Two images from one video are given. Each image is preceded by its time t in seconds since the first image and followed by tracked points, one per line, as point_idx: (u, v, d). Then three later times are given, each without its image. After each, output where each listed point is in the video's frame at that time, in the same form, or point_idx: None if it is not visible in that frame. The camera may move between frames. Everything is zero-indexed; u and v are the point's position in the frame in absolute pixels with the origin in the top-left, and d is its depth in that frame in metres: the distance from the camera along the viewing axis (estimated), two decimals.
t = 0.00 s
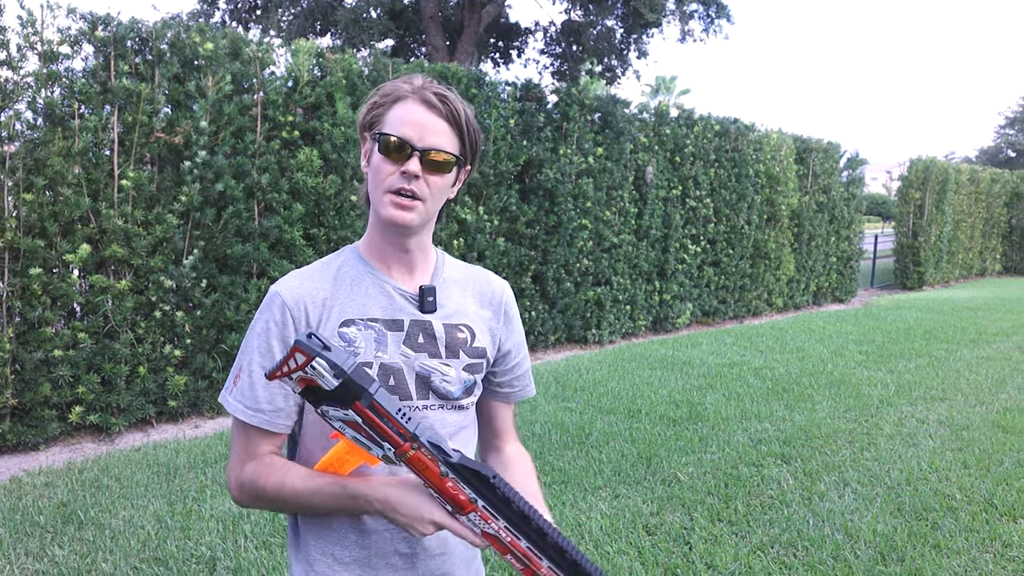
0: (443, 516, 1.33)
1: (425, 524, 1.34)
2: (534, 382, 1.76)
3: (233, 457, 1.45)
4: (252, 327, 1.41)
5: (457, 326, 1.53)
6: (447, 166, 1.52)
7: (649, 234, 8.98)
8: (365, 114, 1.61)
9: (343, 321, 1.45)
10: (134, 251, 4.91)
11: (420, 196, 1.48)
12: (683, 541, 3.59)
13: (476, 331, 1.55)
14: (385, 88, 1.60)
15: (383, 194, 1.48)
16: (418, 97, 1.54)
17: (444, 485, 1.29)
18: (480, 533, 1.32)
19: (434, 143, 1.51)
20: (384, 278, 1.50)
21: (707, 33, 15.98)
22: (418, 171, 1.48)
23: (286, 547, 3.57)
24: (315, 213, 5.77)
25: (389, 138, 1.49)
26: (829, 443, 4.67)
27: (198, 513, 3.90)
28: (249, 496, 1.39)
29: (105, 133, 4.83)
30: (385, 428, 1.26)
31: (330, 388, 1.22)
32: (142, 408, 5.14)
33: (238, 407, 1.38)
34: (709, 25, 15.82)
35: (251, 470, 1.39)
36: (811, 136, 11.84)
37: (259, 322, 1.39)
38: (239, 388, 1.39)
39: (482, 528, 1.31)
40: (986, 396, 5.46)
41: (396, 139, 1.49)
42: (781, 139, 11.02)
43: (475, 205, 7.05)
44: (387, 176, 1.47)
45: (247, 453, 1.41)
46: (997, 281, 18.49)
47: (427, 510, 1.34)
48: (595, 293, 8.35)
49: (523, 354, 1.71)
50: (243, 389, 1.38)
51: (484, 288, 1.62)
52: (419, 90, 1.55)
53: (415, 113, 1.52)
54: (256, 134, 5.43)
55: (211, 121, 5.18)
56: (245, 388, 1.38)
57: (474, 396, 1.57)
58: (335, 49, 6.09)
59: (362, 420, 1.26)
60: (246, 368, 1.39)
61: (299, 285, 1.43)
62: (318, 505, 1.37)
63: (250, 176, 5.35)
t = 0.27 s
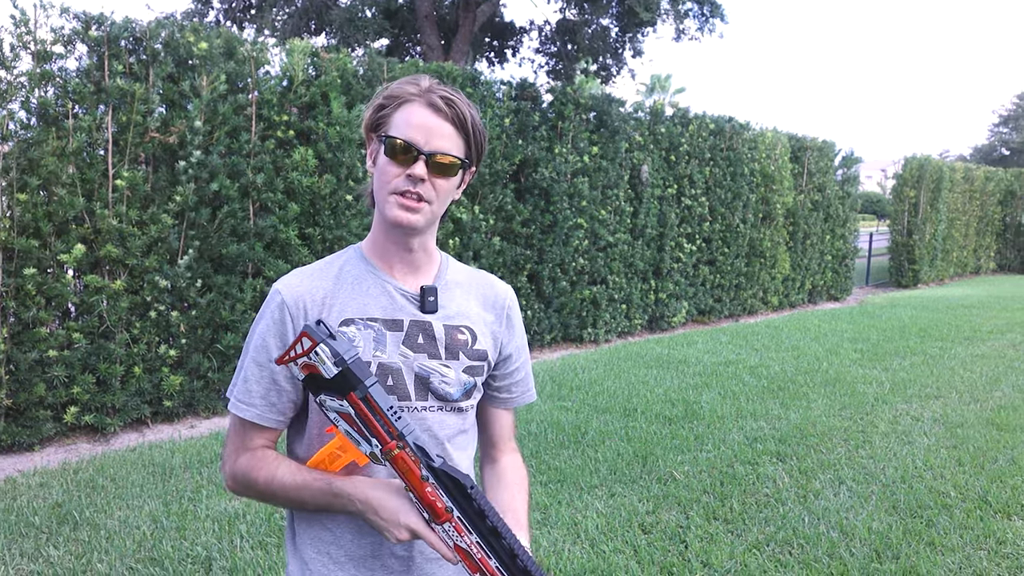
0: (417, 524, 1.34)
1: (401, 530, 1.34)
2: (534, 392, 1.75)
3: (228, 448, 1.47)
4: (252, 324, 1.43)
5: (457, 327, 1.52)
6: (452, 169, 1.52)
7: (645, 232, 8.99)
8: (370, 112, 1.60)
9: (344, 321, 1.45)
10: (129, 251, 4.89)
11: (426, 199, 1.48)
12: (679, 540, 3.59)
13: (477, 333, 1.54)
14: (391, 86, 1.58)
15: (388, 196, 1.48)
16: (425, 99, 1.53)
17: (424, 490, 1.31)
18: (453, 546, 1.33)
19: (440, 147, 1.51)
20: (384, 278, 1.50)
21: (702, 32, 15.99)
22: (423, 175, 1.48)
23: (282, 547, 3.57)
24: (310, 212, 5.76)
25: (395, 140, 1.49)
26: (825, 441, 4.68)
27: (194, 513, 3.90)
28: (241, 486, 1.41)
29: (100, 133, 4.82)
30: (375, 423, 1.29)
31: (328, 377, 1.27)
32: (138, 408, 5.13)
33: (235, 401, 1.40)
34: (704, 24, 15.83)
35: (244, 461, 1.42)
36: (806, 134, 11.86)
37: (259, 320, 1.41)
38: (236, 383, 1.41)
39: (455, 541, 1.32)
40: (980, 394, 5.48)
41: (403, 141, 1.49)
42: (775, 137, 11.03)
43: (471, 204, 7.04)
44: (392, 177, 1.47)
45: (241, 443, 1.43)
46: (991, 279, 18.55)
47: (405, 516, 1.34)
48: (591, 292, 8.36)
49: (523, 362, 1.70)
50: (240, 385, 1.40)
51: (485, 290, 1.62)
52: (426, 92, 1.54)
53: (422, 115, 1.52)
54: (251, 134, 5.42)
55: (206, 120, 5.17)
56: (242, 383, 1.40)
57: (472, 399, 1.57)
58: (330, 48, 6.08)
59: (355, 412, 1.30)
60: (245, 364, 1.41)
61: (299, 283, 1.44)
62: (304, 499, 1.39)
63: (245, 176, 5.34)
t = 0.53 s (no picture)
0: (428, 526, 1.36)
1: (408, 534, 1.35)
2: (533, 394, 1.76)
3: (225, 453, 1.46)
4: (250, 327, 1.42)
5: (456, 332, 1.53)
6: (454, 171, 1.52)
7: (643, 232, 9.00)
8: (370, 113, 1.59)
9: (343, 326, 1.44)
10: (126, 251, 4.89)
11: (428, 202, 1.48)
12: (677, 539, 3.60)
13: (476, 337, 1.55)
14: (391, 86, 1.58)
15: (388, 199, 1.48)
16: (426, 99, 1.53)
17: (437, 492, 1.33)
18: (461, 548, 1.36)
19: (442, 149, 1.51)
20: (384, 281, 1.49)
21: (699, 31, 16.00)
22: (427, 177, 1.47)
23: (281, 547, 3.57)
24: (308, 212, 5.75)
25: (395, 141, 1.49)
26: (823, 440, 4.68)
27: (192, 514, 3.89)
28: (240, 492, 1.41)
29: (97, 133, 4.81)
30: (391, 425, 1.30)
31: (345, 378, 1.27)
32: (136, 408, 5.12)
33: (231, 404, 1.39)
34: (701, 23, 15.84)
35: (242, 467, 1.41)
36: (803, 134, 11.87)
37: (257, 323, 1.40)
38: (232, 387, 1.40)
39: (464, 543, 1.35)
40: (978, 393, 5.48)
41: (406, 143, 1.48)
42: (773, 136, 11.04)
43: (468, 204, 7.04)
44: (395, 180, 1.47)
45: (240, 447, 1.42)
46: (989, 278, 18.57)
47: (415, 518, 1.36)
48: (588, 291, 8.36)
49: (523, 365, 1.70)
50: (235, 388, 1.39)
51: (485, 293, 1.62)
52: (427, 92, 1.54)
53: (423, 116, 1.51)
54: (249, 134, 5.41)
55: (203, 120, 5.16)
56: (238, 387, 1.39)
57: (471, 403, 1.58)
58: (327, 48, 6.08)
59: (370, 414, 1.31)
60: (241, 368, 1.40)
61: (297, 287, 1.43)
62: (306, 503, 1.39)
63: (243, 176, 5.34)
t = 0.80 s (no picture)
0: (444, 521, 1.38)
1: (423, 532, 1.37)
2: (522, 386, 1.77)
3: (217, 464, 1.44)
4: (240, 334, 1.40)
5: (450, 330, 1.53)
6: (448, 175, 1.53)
7: (640, 232, 9.00)
8: (355, 110, 1.53)
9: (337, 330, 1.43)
10: (123, 252, 4.88)
11: (427, 209, 1.48)
12: (675, 539, 3.61)
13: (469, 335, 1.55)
14: (378, 82, 1.53)
15: (387, 206, 1.46)
16: (420, 102, 1.51)
17: (451, 487, 1.36)
18: (477, 540, 1.39)
19: (439, 154, 1.50)
20: (377, 284, 1.49)
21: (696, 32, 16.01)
22: (426, 185, 1.47)
23: (278, 548, 3.56)
24: (305, 213, 5.74)
25: (393, 147, 1.46)
26: (819, 440, 4.68)
27: (189, 515, 3.89)
28: (237, 505, 1.39)
29: (94, 133, 4.81)
30: (400, 425, 1.33)
31: (351, 382, 1.28)
32: (132, 409, 5.11)
33: (225, 417, 1.37)
34: (698, 23, 15.85)
35: (238, 479, 1.39)
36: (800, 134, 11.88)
37: (247, 330, 1.38)
38: (225, 398, 1.38)
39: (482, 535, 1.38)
40: (974, 392, 5.49)
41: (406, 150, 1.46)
42: (770, 137, 11.05)
43: (465, 205, 7.04)
44: (395, 187, 1.45)
45: (235, 459, 1.40)
46: (985, 278, 18.60)
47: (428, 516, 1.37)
48: (585, 292, 8.37)
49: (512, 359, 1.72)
50: (229, 399, 1.37)
51: (475, 290, 1.63)
52: (421, 94, 1.51)
53: (419, 121, 1.49)
54: (245, 134, 5.40)
55: (200, 121, 5.15)
56: (230, 398, 1.38)
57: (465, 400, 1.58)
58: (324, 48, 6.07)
59: (377, 415, 1.32)
60: (233, 378, 1.38)
61: (287, 291, 1.41)
62: (311, 511, 1.40)
63: (240, 177, 5.33)
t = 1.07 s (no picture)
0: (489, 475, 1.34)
1: (472, 487, 1.32)
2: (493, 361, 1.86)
3: (229, 492, 1.34)
4: (229, 343, 1.32)
5: (438, 316, 1.59)
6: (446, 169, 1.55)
7: (637, 233, 9.01)
8: (350, 103, 1.46)
9: (334, 330, 1.42)
10: (120, 251, 4.88)
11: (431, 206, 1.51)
12: (671, 539, 3.62)
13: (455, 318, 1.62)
14: (373, 73, 1.46)
15: (397, 208, 1.46)
16: (423, 98, 1.48)
17: (480, 441, 1.31)
18: (525, 475, 1.37)
19: (442, 150, 1.51)
20: (373, 282, 1.49)
21: (694, 33, 16.03)
22: (433, 184, 1.49)
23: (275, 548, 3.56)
24: (302, 212, 5.73)
25: (403, 148, 1.44)
26: (816, 441, 4.69)
27: (186, 514, 3.89)
28: (267, 525, 1.29)
29: (91, 132, 4.80)
30: (403, 406, 1.24)
31: (332, 389, 1.17)
32: (129, 409, 5.11)
33: (226, 434, 1.29)
34: (696, 25, 15.88)
35: (258, 499, 1.29)
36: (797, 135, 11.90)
37: (240, 339, 1.31)
38: (223, 415, 1.30)
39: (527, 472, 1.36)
40: (971, 393, 5.51)
41: (417, 151, 1.46)
42: (767, 137, 11.07)
43: (463, 205, 7.04)
44: (406, 190, 1.45)
45: (250, 477, 1.31)
46: (982, 278, 18.64)
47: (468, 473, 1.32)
48: (583, 292, 8.37)
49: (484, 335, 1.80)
50: (228, 414, 1.30)
51: (446, 272, 1.71)
52: (423, 88, 1.49)
53: (426, 119, 1.48)
54: (242, 134, 5.39)
55: (198, 120, 5.15)
56: (231, 413, 1.30)
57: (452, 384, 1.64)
58: (322, 48, 6.05)
59: (376, 408, 1.23)
60: (229, 391, 1.31)
61: (280, 293, 1.36)
62: (346, 513, 1.30)
63: (237, 176, 5.32)
